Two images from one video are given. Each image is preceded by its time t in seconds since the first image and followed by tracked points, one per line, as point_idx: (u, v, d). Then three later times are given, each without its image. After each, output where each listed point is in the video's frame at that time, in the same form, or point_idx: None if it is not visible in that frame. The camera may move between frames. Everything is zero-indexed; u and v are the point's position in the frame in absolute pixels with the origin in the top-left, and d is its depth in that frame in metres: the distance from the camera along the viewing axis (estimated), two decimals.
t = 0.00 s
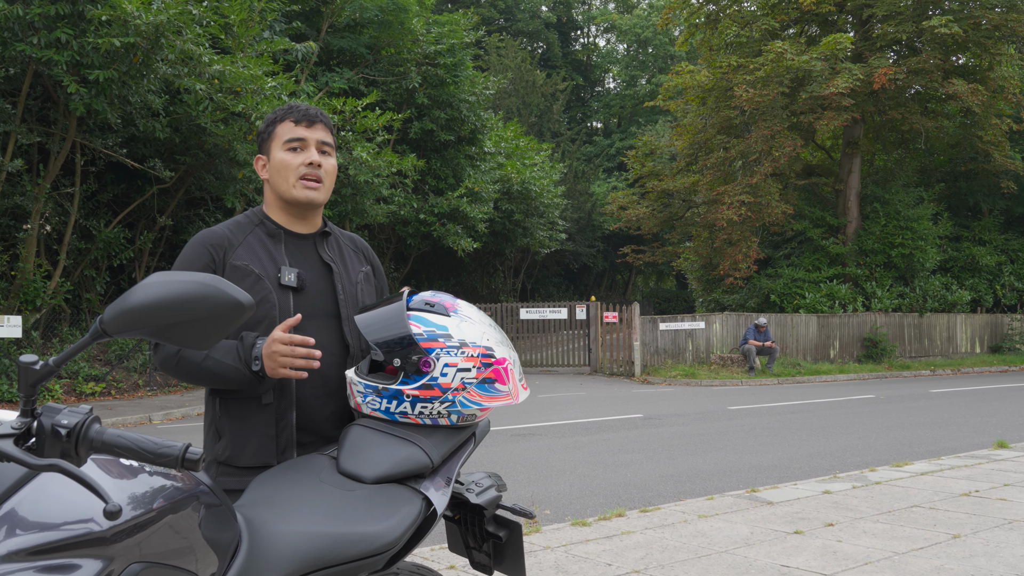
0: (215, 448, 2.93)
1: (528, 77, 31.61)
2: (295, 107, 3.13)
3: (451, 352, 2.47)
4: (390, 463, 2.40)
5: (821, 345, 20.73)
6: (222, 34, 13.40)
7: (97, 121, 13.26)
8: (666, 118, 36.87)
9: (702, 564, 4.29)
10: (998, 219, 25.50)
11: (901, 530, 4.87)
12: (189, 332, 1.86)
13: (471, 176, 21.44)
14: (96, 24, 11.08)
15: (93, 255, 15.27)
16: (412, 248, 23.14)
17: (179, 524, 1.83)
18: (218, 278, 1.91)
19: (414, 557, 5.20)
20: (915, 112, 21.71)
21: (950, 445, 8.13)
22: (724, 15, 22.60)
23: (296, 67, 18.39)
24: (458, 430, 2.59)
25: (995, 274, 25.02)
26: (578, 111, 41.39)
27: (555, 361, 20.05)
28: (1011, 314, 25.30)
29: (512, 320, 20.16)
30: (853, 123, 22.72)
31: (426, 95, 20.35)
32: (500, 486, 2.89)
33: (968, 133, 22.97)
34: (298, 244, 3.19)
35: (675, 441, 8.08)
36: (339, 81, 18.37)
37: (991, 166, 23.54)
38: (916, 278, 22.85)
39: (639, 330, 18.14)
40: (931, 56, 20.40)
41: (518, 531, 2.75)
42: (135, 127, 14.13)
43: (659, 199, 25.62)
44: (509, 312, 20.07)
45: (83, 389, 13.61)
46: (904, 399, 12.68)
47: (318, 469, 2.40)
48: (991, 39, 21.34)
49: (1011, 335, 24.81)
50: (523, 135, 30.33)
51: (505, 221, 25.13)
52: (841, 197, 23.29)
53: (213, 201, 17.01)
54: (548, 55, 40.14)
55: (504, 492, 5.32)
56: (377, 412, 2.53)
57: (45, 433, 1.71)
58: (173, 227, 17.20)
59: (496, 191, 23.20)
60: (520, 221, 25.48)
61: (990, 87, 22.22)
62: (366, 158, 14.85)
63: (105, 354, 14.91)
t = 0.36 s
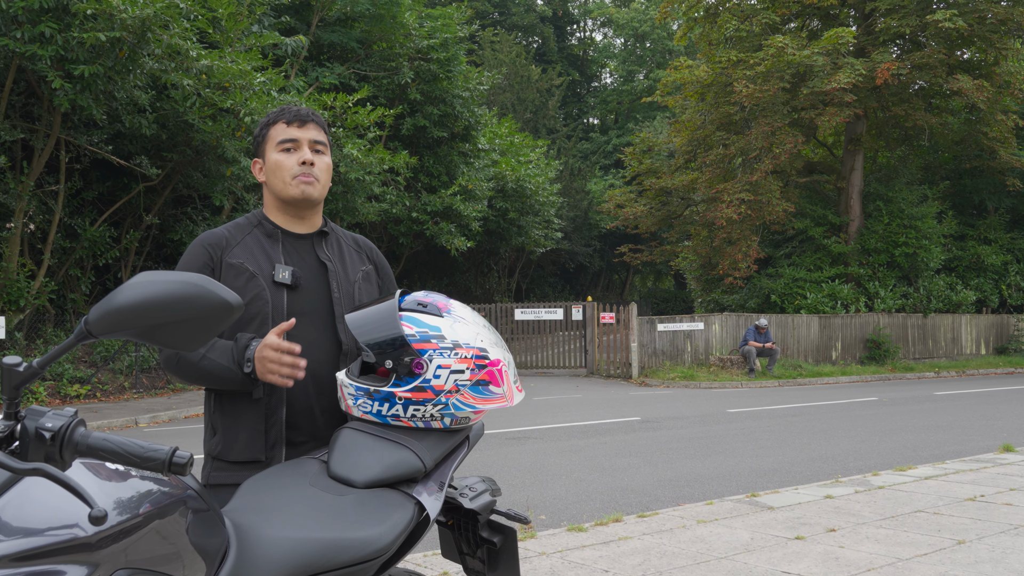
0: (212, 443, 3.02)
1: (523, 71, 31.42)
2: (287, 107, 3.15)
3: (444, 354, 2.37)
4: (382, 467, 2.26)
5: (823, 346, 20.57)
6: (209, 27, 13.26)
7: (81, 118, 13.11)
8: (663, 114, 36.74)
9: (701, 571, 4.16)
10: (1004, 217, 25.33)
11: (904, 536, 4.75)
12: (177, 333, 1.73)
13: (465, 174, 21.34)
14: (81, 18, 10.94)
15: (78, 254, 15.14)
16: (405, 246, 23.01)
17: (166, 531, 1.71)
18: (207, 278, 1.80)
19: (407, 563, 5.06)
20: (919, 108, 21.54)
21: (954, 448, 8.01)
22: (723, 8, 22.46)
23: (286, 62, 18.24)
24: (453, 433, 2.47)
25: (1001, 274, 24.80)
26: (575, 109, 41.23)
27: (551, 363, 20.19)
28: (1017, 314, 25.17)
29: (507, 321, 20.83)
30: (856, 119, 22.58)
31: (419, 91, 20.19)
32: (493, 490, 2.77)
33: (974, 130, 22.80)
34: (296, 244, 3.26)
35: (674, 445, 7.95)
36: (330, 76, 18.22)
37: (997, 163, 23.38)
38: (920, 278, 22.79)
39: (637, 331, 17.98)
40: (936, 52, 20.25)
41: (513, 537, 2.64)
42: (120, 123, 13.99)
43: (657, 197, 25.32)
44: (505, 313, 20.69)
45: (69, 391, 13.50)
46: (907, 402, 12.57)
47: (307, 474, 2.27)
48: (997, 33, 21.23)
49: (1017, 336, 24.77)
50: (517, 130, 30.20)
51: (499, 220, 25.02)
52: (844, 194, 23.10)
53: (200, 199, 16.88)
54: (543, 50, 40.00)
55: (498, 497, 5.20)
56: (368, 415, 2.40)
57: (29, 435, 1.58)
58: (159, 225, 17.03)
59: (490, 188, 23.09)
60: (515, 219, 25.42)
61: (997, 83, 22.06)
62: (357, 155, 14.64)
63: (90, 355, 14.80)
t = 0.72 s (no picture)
0: (197, 446, 3.06)
1: (516, 65, 31.21)
2: (279, 106, 3.18)
3: (434, 356, 2.40)
4: (369, 474, 2.32)
5: (826, 347, 20.39)
6: (192, 20, 13.11)
7: (60, 112, 12.94)
8: (660, 109, 36.52)
9: None
10: (1011, 216, 25.07)
11: (910, 543, 4.59)
12: (158, 336, 1.71)
13: (456, 171, 21.21)
14: (59, 10, 10.79)
15: (57, 253, 14.96)
16: (394, 244, 22.77)
17: (147, 538, 1.72)
18: (190, 277, 1.77)
19: (397, 573, 4.85)
20: (924, 102, 21.31)
21: (961, 454, 7.85)
22: None
23: (271, 54, 18.02)
24: (443, 437, 2.51)
25: (1009, 274, 24.53)
26: (570, 104, 40.97)
27: (544, 366, 19.99)
28: None
29: (499, 321, 20.23)
30: (859, 115, 22.39)
31: (408, 85, 19.97)
32: (486, 496, 2.68)
33: (981, 125, 22.56)
34: (286, 244, 3.29)
35: (672, 450, 7.79)
36: (316, 70, 18.02)
37: (1005, 159, 23.14)
38: (925, 277, 22.63)
39: (633, 333, 17.91)
40: (941, 45, 20.04)
41: (506, 545, 2.55)
42: (101, 118, 13.82)
43: (654, 194, 25.07)
44: (496, 313, 20.24)
45: (47, 394, 13.32)
46: (913, 406, 12.38)
47: (295, 481, 2.33)
48: (1005, 26, 21.01)
49: None
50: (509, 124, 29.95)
51: (491, 218, 24.95)
52: (847, 191, 22.89)
53: (183, 197, 16.69)
54: (536, 43, 39.80)
55: (490, 504, 5.05)
56: (356, 419, 2.45)
57: (6, 442, 1.65)
58: (141, 223, 16.82)
59: (481, 185, 22.97)
60: (507, 217, 25.36)
61: (1004, 76, 21.84)
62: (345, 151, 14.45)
63: (70, 358, 14.64)
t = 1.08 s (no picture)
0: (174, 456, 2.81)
1: (506, 55, 31.00)
2: (281, 106, 2.97)
3: (420, 359, 2.25)
4: (352, 483, 2.18)
5: (830, 351, 20.17)
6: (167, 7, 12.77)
7: (28, 104, 12.62)
8: (657, 100, 36.24)
9: None
10: None
11: (918, 555, 4.36)
12: (131, 338, 1.53)
13: (442, 165, 21.13)
14: None
15: (25, 251, 14.66)
16: (377, 242, 22.37)
17: (120, 550, 1.62)
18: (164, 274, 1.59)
19: None
20: (934, 93, 20.97)
21: (971, 462, 7.63)
22: None
23: (250, 43, 17.69)
24: (429, 445, 2.36)
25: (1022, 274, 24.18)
26: (563, 96, 40.58)
27: (535, 369, 19.79)
28: None
29: (488, 323, 20.19)
30: (866, 107, 22.12)
31: (393, 75, 19.66)
32: (473, 505, 2.57)
33: (993, 117, 22.28)
34: (267, 244, 3.04)
35: (669, 457, 7.55)
36: (296, 59, 17.72)
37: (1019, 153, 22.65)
38: (935, 277, 22.32)
39: (629, 335, 17.65)
40: (952, 33, 19.77)
41: (495, 556, 2.47)
42: (70, 110, 13.48)
43: (649, 188, 24.24)
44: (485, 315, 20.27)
45: (14, 399, 13.12)
46: (921, 412, 12.16)
47: (273, 490, 2.19)
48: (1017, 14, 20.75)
49: None
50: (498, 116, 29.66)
51: (480, 214, 24.82)
52: (852, 187, 22.52)
53: (155, 192, 16.40)
54: (527, 31, 39.48)
55: (479, 513, 4.81)
56: (338, 425, 2.29)
57: None
58: (112, 219, 16.47)
59: (469, 179, 22.83)
60: (497, 214, 25.22)
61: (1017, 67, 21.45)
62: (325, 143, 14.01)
63: (38, 362, 14.38)
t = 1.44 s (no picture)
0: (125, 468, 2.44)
1: (491, 36, 30.19)
2: (227, 82, 2.57)
3: (398, 365, 1.97)
4: (323, 499, 1.89)
5: (842, 356, 19.64)
6: None
7: None
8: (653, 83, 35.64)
9: None
10: None
11: None
12: (80, 342, 1.42)
13: (422, 155, 20.02)
14: None
15: None
16: (352, 241, 21.38)
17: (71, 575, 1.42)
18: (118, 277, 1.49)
19: None
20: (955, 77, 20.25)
21: (995, 477, 7.26)
22: None
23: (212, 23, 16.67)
24: (407, 459, 2.08)
25: None
26: (553, 79, 40.00)
27: (524, 377, 19.18)
28: None
29: (471, 325, 19.57)
30: (881, 92, 21.42)
31: (368, 57, 18.42)
32: (456, 526, 2.28)
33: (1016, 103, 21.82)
34: (228, 239, 2.65)
35: (669, 473, 7.13)
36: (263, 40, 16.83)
37: None
38: (956, 277, 21.79)
39: (624, 339, 17.09)
40: (973, 12, 19.11)
41: None
42: (17, 95, 12.54)
43: (647, 182, 23.89)
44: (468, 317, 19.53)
45: None
46: (941, 423, 11.75)
47: (235, 509, 1.90)
48: None
49: None
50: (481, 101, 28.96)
51: (462, 208, 23.97)
52: (867, 177, 21.93)
53: (112, 184, 15.48)
54: (514, 11, 38.64)
55: (461, 533, 4.45)
56: (307, 437, 2.01)
57: None
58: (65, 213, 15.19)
59: (451, 170, 22.08)
60: (480, 208, 24.41)
61: None
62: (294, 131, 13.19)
63: None
